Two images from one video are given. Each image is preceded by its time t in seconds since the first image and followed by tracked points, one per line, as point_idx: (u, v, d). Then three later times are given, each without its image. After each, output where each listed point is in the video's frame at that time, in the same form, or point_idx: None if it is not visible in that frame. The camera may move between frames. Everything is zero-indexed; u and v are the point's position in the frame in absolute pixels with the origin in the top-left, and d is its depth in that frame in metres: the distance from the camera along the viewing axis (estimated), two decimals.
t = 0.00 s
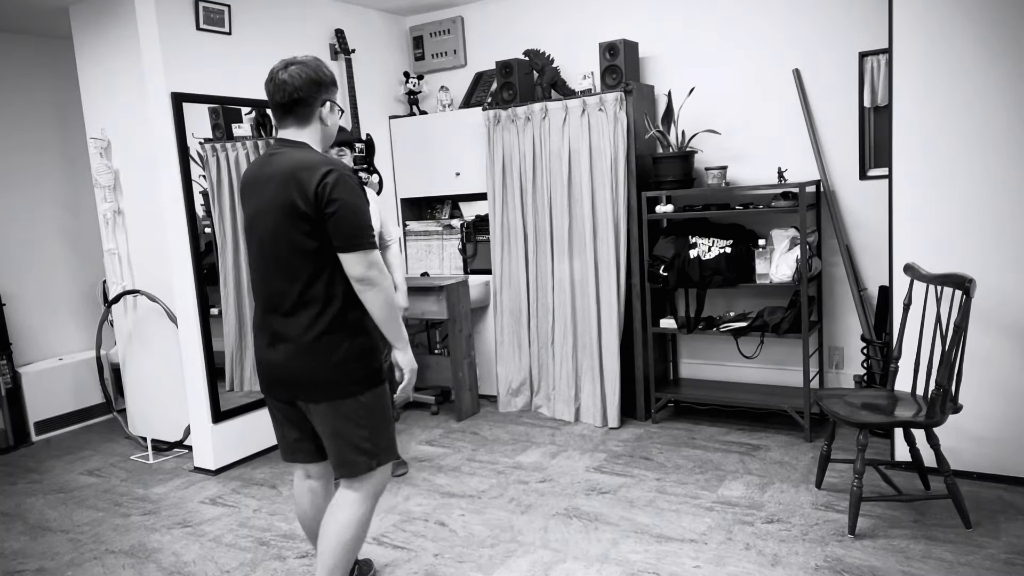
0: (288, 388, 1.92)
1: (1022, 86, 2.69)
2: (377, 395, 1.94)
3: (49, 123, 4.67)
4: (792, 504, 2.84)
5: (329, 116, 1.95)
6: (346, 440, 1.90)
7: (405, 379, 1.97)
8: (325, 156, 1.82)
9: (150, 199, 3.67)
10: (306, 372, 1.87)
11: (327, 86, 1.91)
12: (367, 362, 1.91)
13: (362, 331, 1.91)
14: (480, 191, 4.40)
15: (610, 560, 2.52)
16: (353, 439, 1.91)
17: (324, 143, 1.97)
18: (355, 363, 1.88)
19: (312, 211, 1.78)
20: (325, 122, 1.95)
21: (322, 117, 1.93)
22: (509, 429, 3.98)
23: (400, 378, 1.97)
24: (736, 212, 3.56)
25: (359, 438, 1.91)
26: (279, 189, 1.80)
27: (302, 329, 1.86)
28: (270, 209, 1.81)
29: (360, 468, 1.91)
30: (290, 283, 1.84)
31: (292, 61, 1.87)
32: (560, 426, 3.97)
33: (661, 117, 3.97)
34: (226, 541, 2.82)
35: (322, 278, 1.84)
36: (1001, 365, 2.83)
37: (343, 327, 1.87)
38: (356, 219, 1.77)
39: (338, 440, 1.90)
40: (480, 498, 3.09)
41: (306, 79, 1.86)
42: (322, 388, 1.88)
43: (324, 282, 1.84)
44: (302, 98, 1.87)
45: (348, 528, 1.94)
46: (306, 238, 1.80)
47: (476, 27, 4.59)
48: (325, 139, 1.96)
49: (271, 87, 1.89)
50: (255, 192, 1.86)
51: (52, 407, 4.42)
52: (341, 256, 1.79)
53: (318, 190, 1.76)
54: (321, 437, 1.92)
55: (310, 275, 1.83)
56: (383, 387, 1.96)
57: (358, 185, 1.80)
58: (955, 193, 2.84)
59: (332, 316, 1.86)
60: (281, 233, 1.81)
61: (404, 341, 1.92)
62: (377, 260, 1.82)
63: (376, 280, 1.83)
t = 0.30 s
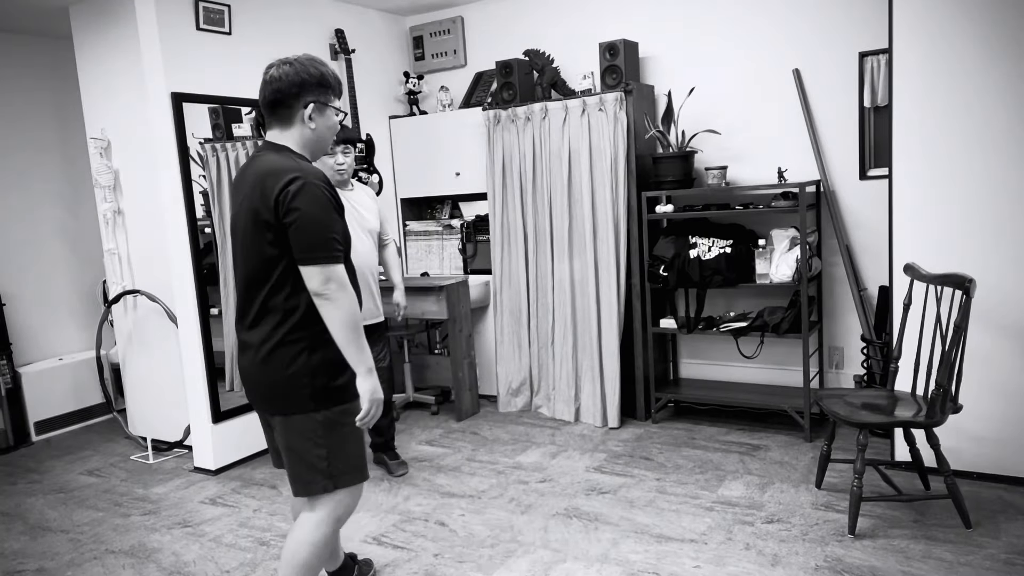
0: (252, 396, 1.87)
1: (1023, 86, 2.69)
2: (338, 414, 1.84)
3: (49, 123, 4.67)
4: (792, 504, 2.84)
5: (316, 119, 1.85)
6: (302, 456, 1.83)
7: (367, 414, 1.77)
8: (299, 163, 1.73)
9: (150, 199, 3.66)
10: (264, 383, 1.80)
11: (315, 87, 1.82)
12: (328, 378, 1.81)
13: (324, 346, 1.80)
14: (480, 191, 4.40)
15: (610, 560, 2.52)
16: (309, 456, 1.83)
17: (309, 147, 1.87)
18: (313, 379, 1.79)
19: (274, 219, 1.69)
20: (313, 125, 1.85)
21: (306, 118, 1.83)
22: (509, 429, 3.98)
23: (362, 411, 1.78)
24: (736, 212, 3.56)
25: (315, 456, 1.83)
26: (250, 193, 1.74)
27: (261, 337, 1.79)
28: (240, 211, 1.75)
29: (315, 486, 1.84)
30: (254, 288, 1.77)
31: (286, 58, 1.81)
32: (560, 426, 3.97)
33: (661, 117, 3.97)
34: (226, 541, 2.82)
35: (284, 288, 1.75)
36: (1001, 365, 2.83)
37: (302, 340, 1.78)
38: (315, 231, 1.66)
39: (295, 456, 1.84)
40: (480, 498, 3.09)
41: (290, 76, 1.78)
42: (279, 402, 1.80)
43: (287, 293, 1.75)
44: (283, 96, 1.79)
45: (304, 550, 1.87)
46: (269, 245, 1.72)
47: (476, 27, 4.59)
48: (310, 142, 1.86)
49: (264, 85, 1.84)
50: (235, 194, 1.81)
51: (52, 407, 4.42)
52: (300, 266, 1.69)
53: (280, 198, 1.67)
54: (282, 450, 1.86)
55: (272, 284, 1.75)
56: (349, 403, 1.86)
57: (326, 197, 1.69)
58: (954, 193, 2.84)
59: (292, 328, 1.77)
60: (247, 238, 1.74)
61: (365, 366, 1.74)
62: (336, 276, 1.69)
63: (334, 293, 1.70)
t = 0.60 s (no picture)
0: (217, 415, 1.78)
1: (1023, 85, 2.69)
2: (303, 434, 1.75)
3: (49, 122, 4.67)
4: (792, 504, 2.84)
5: (282, 125, 1.69)
6: (267, 478, 1.75)
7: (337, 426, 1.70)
8: (262, 172, 1.62)
9: (150, 199, 3.66)
10: (225, 402, 1.71)
11: (278, 91, 1.65)
12: (294, 395, 1.72)
13: (288, 364, 1.71)
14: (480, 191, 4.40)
15: (610, 560, 2.52)
16: (273, 478, 1.74)
17: (277, 155, 1.72)
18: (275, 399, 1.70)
19: (233, 230, 1.60)
20: (279, 131, 1.69)
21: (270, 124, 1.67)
22: (509, 429, 3.98)
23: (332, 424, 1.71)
24: (736, 212, 3.56)
25: (279, 479, 1.74)
26: (212, 201, 1.64)
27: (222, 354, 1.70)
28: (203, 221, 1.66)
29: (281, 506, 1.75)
30: (216, 301, 1.69)
31: (259, 60, 1.67)
32: (560, 426, 3.97)
33: (661, 117, 3.97)
34: (226, 541, 2.82)
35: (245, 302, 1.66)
36: (1001, 366, 2.83)
37: (264, 357, 1.68)
38: (275, 244, 1.56)
39: (260, 478, 1.76)
40: (480, 498, 3.09)
41: (253, 79, 1.64)
42: (241, 423, 1.71)
43: (248, 307, 1.66)
44: (245, 100, 1.66)
45: None
46: (229, 257, 1.63)
47: (476, 27, 4.59)
48: (277, 150, 1.71)
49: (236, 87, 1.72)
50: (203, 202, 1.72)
51: (52, 407, 4.42)
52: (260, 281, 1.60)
53: (238, 210, 1.58)
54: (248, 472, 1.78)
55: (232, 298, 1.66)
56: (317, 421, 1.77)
57: (288, 210, 1.59)
58: (955, 193, 2.84)
59: (252, 345, 1.67)
60: (209, 249, 1.65)
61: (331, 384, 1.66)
62: (298, 292, 1.60)
63: (295, 309, 1.61)
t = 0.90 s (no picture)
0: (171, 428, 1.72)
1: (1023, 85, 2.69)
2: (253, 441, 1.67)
3: (48, 122, 4.67)
4: (792, 504, 2.84)
5: (229, 120, 1.61)
6: (218, 490, 1.67)
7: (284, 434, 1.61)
8: (204, 168, 1.57)
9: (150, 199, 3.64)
10: (173, 412, 1.65)
11: (224, 85, 1.58)
12: (240, 404, 1.65)
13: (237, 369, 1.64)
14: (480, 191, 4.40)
15: (610, 560, 2.51)
16: (225, 489, 1.67)
17: (226, 151, 1.64)
18: (223, 407, 1.63)
19: (172, 230, 1.56)
20: (225, 126, 1.61)
21: (216, 119, 1.60)
22: (508, 429, 3.98)
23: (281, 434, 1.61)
24: (736, 212, 3.56)
25: (231, 489, 1.67)
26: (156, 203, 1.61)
27: (169, 362, 1.65)
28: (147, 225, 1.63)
29: (233, 524, 1.67)
30: (162, 308, 1.65)
31: (208, 54, 1.61)
32: (560, 426, 3.97)
33: (661, 117, 3.97)
34: (226, 541, 2.82)
35: (189, 306, 1.61)
36: (1001, 365, 2.83)
37: (208, 363, 1.62)
38: (209, 241, 1.50)
39: (210, 490, 1.68)
40: (480, 498, 3.09)
41: (197, 73, 1.58)
42: (188, 433, 1.65)
43: (189, 311, 1.61)
44: (190, 94, 1.59)
45: None
46: (171, 259, 1.59)
47: (476, 27, 4.59)
48: (226, 145, 1.63)
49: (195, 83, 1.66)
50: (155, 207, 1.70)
51: (53, 407, 4.43)
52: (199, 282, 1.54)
53: (172, 208, 1.55)
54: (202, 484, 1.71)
55: (175, 302, 1.61)
56: (269, 429, 1.70)
57: (220, 204, 1.53)
58: (955, 193, 2.84)
59: (195, 350, 1.62)
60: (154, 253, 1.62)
61: (282, 385, 1.57)
62: (236, 290, 1.52)
63: (235, 310, 1.53)
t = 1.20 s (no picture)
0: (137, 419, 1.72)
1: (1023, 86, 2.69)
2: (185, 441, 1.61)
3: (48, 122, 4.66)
4: (792, 504, 2.84)
5: (158, 122, 1.55)
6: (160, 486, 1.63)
7: (155, 458, 1.51)
8: (125, 172, 1.52)
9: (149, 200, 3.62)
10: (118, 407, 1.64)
11: (151, 86, 1.52)
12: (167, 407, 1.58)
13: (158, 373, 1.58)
14: (480, 191, 4.40)
15: (610, 560, 2.52)
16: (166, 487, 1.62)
17: (160, 154, 1.59)
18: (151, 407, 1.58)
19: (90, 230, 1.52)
20: (155, 128, 1.56)
21: (146, 121, 1.55)
22: (508, 429, 3.98)
23: (150, 457, 1.52)
24: (736, 212, 3.56)
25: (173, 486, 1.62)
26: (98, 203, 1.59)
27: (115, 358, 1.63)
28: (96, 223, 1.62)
29: (175, 522, 1.63)
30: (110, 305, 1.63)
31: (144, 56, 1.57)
32: (560, 426, 3.97)
33: (661, 117, 3.97)
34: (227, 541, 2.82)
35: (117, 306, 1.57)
36: (1001, 365, 2.83)
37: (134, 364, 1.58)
38: (105, 245, 1.44)
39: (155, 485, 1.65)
40: (480, 498, 3.09)
41: (128, 75, 1.54)
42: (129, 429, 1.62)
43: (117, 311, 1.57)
44: (121, 97, 1.55)
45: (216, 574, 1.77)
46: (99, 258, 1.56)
47: (476, 27, 4.59)
48: (158, 148, 1.58)
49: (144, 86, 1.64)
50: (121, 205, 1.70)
51: (53, 407, 4.43)
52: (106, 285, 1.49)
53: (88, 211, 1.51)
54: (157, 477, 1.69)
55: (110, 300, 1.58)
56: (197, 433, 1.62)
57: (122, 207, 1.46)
58: (954, 193, 2.84)
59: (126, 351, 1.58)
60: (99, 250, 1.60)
61: (158, 401, 1.47)
62: (128, 298, 1.44)
63: (126, 317, 1.45)
